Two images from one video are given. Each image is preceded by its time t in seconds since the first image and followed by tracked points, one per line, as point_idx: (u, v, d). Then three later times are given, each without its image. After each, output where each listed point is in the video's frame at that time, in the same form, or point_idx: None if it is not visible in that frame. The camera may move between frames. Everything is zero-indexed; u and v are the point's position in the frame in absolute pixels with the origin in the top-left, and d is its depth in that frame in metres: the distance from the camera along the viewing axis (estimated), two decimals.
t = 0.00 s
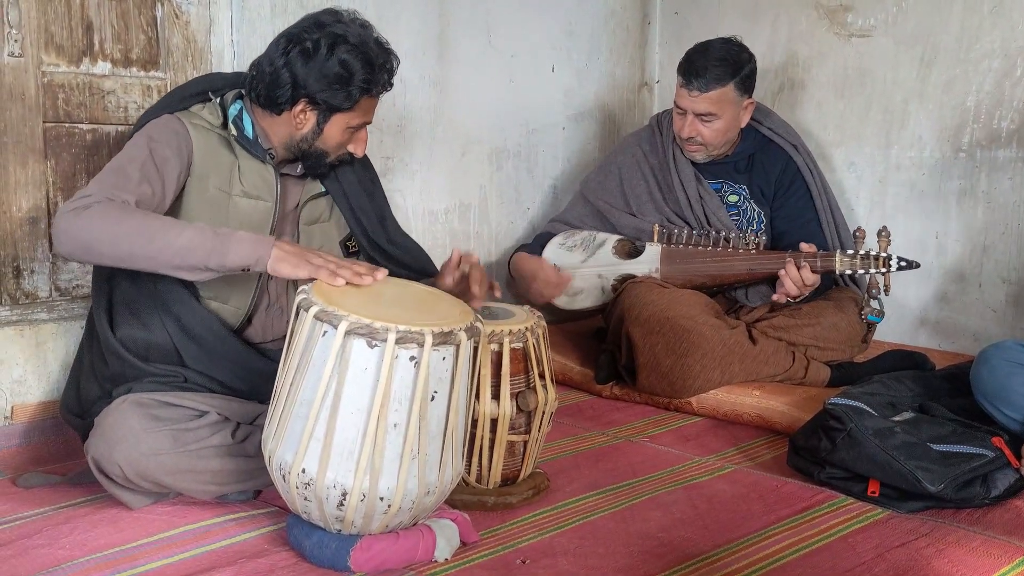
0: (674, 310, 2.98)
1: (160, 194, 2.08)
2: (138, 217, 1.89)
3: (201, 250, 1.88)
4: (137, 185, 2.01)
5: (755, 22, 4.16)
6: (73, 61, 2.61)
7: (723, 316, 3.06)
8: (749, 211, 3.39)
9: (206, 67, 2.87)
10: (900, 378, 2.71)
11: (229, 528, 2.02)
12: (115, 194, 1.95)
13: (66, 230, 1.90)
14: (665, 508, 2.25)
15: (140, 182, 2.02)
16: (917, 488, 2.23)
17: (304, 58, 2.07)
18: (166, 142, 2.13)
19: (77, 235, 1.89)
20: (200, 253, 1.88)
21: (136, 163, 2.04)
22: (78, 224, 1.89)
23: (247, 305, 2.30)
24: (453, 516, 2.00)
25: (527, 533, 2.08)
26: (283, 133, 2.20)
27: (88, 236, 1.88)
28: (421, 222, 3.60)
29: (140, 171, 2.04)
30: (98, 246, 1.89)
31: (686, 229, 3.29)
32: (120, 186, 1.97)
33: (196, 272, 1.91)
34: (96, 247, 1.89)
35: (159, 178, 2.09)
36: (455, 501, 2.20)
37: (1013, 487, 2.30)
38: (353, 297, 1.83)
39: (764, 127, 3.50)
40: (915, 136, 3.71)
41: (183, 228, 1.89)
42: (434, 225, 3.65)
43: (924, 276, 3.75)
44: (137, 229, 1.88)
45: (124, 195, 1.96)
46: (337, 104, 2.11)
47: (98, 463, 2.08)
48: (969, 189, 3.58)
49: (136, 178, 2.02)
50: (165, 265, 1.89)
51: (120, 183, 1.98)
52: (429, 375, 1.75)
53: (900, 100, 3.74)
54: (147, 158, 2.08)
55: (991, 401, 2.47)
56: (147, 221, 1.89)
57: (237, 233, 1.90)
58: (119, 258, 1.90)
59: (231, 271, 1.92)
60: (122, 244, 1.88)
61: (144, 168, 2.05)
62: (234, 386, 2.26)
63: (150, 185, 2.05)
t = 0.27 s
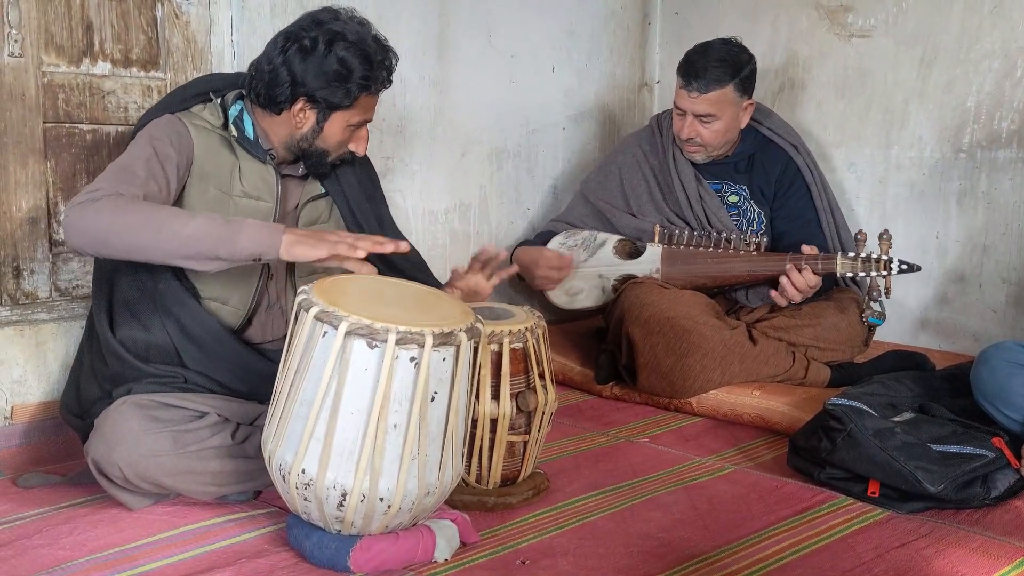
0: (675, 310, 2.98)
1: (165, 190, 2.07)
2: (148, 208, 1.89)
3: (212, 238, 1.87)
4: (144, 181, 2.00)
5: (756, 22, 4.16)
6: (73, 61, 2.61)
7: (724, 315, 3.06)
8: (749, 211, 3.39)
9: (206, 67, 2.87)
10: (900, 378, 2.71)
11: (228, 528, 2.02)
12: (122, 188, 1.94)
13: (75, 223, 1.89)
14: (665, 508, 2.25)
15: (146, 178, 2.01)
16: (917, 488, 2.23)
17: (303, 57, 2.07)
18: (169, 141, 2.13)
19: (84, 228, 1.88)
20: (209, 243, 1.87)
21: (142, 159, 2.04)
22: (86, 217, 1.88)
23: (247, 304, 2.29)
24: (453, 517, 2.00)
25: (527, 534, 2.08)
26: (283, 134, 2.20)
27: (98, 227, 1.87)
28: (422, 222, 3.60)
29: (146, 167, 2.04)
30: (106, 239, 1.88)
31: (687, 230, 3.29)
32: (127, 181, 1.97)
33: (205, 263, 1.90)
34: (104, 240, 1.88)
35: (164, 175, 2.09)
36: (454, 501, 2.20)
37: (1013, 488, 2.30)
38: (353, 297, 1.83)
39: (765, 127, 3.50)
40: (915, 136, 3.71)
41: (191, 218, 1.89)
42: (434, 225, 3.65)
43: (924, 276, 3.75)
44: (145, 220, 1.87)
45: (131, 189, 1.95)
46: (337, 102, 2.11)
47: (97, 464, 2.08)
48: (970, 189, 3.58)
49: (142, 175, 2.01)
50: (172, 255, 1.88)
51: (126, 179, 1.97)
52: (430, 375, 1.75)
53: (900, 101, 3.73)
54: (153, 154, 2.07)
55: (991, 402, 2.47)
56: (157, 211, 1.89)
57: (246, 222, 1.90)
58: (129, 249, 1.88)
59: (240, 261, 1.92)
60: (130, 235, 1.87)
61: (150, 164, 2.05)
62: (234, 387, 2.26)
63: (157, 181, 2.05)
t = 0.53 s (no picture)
0: (676, 312, 2.97)
1: (165, 201, 2.08)
2: (145, 224, 1.90)
3: (207, 252, 1.88)
4: (141, 194, 2.00)
5: (756, 22, 4.16)
6: (73, 61, 2.61)
7: (724, 316, 3.06)
8: (750, 211, 3.39)
9: (207, 67, 2.87)
10: (900, 378, 2.71)
11: (229, 528, 2.03)
12: (118, 204, 1.95)
13: (73, 245, 1.91)
14: (666, 509, 2.25)
15: (144, 192, 2.01)
16: (917, 489, 2.23)
17: (304, 55, 2.07)
18: (169, 147, 2.12)
19: (83, 249, 1.90)
20: (206, 255, 1.88)
21: (140, 172, 2.04)
22: (83, 237, 1.89)
23: (247, 307, 2.30)
24: (453, 517, 2.00)
25: (527, 534, 2.08)
26: (284, 133, 2.21)
27: (97, 250, 1.89)
28: (422, 222, 3.60)
29: (144, 179, 2.04)
30: (105, 259, 1.89)
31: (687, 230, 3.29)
32: (125, 196, 1.97)
33: (204, 276, 1.91)
34: (103, 260, 1.90)
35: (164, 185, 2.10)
36: (455, 501, 2.20)
37: (1014, 488, 2.30)
38: (353, 298, 1.83)
39: (765, 127, 3.50)
40: (916, 136, 3.71)
41: (187, 231, 1.89)
42: (434, 226, 3.65)
43: (924, 276, 3.75)
44: (141, 237, 1.88)
45: (128, 205, 1.96)
46: (338, 100, 2.11)
47: (98, 465, 2.08)
48: (970, 190, 3.58)
49: (140, 188, 2.02)
50: (170, 271, 1.90)
51: (124, 194, 1.98)
52: (430, 376, 1.75)
53: (900, 101, 3.73)
54: (152, 164, 2.08)
55: (991, 402, 2.47)
56: (153, 227, 1.89)
57: (241, 234, 1.90)
58: (129, 268, 1.90)
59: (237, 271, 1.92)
60: (127, 254, 1.88)
61: (148, 175, 2.05)
62: (235, 388, 2.26)
63: (157, 193, 2.05)
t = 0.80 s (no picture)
0: (675, 310, 2.98)
1: (157, 192, 2.06)
2: (133, 210, 1.89)
3: (197, 231, 1.89)
4: (132, 184, 1.98)
5: (757, 22, 4.16)
6: (73, 61, 2.61)
7: (724, 315, 3.06)
8: (750, 211, 3.39)
9: (207, 67, 2.87)
10: (900, 378, 2.71)
11: (229, 528, 2.03)
12: (106, 192, 1.93)
13: (59, 230, 1.88)
14: (666, 508, 2.25)
15: (135, 182, 2.00)
16: (917, 489, 2.23)
17: (304, 55, 2.07)
18: (166, 141, 2.12)
19: (71, 234, 1.87)
20: (194, 236, 1.89)
21: (132, 162, 2.03)
22: (71, 220, 1.87)
23: (247, 302, 2.28)
24: (453, 517, 2.00)
25: (527, 534, 2.08)
26: (285, 132, 2.21)
27: (85, 233, 1.87)
28: (422, 222, 3.60)
29: (136, 171, 2.02)
30: (93, 242, 1.87)
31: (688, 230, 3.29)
32: (116, 186, 1.96)
33: (193, 259, 1.91)
34: (92, 244, 1.88)
35: (157, 176, 2.08)
36: (455, 501, 2.21)
37: (1014, 488, 2.30)
38: (354, 298, 1.83)
39: (765, 127, 3.50)
40: (916, 136, 3.71)
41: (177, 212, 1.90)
42: (434, 225, 3.65)
43: (924, 276, 3.75)
44: (131, 221, 1.87)
45: (117, 193, 1.94)
46: (338, 100, 2.11)
47: (99, 464, 2.08)
48: (970, 190, 3.58)
49: (131, 178, 2.00)
50: (160, 255, 1.89)
51: (114, 182, 1.96)
52: (430, 376, 1.75)
53: (900, 101, 3.74)
54: (145, 156, 2.07)
55: (991, 402, 2.47)
56: (142, 212, 1.89)
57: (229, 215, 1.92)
58: (117, 250, 1.88)
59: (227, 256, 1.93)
60: (117, 236, 1.87)
61: (141, 165, 2.04)
62: (235, 385, 2.26)
63: (147, 185, 2.03)
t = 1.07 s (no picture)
0: (676, 312, 2.97)
1: (159, 207, 2.08)
2: (135, 241, 1.90)
3: (197, 269, 1.88)
4: (133, 206, 2.00)
5: (757, 22, 4.15)
6: (74, 61, 2.61)
7: (725, 316, 3.06)
8: (751, 211, 3.39)
9: (207, 67, 2.87)
10: (901, 378, 2.71)
11: (229, 528, 2.03)
12: (108, 220, 1.95)
13: (64, 262, 1.91)
14: (666, 508, 2.25)
15: (137, 203, 2.01)
16: (918, 489, 2.23)
17: (304, 57, 2.07)
18: (166, 151, 2.12)
19: (74, 266, 1.90)
20: (194, 273, 1.88)
21: (133, 178, 2.04)
22: (74, 256, 1.89)
23: (247, 309, 2.30)
24: (453, 517, 2.00)
25: (528, 534, 2.08)
26: (284, 134, 2.20)
27: (87, 268, 1.89)
28: (422, 222, 3.60)
29: (138, 185, 2.04)
30: (95, 276, 1.89)
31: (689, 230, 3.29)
32: (119, 208, 1.98)
33: (195, 291, 1.91)
34: (94, 278, 1.90)
35: (159, 189, 2.10)
36: (455, 501, 2.21)
37: (1014, 488, 2.30)
38: (354, 298, 1.83)
39: (766, 127, 3.50)
40: (916, 136, 3.71)
41: (177, 246, 1.89)
42: (435, 226, 3.65)
43: (925, 276, 3.75)
44: (132, 254, 1.88)
45: (119, 220, 1.96)
46: (338, 102, 2.11)
47: (97, 464, 2.08)
48: (971, 190, 3.58)
49: (133, 200, 2.01)
50: (161, 287, 1.90)
51: (116, 207, 1.98)
52: (430, 375, 1.75)
53: (901, 101, 3.73)
54: (147, 169, 2.08)
55: (992, 402, 2.47)
56: (145, 244, 1.89)
57: (230, 247, 1.90)
58: (119, 284, 1.90)
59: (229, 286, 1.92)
60: (118, 273, 1.88)
61: (142, 181, 2.05)
62: (235, 388, 2.26)
63: (149, 199, 2.05)
